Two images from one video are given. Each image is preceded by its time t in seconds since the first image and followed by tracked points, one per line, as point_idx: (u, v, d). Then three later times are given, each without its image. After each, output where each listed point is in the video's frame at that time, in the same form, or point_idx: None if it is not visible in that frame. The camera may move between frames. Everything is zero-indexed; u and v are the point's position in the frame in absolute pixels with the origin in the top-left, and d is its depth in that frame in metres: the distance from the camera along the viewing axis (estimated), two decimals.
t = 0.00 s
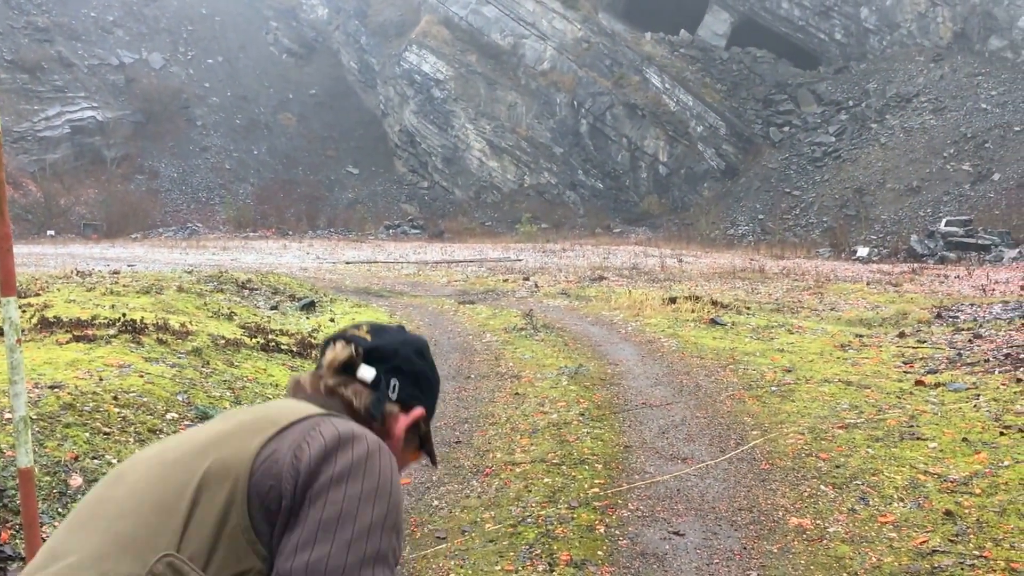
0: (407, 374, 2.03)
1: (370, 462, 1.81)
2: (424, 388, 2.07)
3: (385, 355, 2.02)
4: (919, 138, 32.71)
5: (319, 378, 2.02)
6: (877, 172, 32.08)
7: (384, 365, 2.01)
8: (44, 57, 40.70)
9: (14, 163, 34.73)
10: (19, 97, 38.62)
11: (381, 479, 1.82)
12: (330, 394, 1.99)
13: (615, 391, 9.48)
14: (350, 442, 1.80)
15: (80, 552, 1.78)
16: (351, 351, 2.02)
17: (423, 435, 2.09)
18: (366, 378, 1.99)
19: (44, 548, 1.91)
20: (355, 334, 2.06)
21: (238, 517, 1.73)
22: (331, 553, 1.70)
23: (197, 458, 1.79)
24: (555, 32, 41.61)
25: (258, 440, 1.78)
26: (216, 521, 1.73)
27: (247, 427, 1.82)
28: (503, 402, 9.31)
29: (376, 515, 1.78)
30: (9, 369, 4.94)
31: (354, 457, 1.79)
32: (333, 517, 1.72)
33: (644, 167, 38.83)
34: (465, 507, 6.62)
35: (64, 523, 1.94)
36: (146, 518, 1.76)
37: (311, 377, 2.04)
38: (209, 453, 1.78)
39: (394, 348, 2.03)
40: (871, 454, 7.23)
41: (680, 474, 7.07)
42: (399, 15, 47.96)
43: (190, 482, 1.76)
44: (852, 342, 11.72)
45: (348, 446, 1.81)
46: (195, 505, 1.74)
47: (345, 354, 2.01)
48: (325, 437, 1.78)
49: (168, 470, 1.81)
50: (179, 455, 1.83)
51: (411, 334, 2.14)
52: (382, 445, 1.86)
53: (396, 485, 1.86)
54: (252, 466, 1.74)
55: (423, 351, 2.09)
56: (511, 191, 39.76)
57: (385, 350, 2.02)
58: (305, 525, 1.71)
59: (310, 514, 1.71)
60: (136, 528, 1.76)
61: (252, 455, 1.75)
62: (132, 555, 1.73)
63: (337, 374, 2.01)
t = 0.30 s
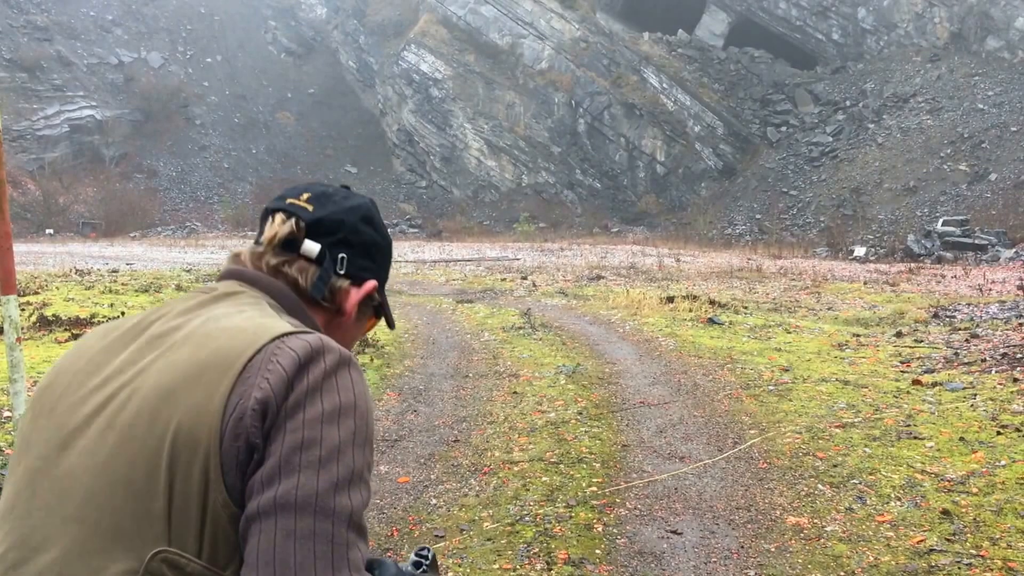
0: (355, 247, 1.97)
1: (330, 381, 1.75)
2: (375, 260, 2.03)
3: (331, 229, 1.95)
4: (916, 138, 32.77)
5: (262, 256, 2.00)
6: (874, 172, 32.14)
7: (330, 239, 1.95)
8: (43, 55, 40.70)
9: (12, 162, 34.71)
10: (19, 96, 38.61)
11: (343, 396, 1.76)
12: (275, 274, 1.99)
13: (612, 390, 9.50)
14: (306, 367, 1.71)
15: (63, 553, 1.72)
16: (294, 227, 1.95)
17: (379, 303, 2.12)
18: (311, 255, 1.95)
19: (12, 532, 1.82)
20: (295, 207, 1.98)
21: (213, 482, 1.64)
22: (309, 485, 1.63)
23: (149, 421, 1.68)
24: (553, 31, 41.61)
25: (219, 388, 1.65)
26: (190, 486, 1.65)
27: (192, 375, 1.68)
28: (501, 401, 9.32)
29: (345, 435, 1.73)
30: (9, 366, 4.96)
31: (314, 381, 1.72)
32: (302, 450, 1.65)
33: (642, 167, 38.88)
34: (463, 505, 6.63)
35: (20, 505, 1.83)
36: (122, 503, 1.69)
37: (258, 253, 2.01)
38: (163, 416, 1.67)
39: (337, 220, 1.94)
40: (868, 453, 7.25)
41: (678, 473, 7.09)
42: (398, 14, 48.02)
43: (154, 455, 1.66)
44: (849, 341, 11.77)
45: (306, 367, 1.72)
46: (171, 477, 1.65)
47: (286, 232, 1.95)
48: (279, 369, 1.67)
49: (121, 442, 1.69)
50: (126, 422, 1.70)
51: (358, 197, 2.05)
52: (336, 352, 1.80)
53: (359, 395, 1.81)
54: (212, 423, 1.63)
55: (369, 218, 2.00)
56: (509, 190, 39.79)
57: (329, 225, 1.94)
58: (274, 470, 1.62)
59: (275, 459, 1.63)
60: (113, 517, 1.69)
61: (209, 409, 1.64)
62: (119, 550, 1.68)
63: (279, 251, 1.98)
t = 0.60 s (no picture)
0: (314, 189, 2.04)
1: (298, 350, 1.76)
2: (337, 202, 2.10)
3: (286, 172, 2.01)
4: (914, 138, 32.81)
5: (218, 204, 2.06)
6: (872, 172, 32.17)
7: (287, 183, 2.01)
8: (43, 54, 40.69)
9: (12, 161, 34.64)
10: (18, 95, 38.55)
11: (312, 366, 1.78)
12: (235, 224, 2.05)
13: (611, 389, 9.52)
14: (272, 341, 1.72)
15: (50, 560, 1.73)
16: (248, 172, 2.03)
17: (345, 246, 2.18)
18: (267, 199, 2.00)
19: None
20: (249, 153, 2.04)
21: (192, 474, 1.67)
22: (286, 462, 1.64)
23: (121, 417, 1.67)
24: (552, 31, 41.63)
25: (189, 377, 1.65)
26: (174, 479, 1.66)
27: (159, 363, 1.68)
28: (500, 400, 9.33)
29: (317, 406, 1.75)
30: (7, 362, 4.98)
31: (282, 356, 1.72)
32: (277, 426, 1.66)
33: (641, 166, 38.86)
34: (462, 504, 6.63)
35: None
36: (105, 504, 1.70)
37: (213, 204, 2.07)
38: (135, 411, 1.66)
39: (293, 162, 2.00)
40: (867, 452, 7.26)
41: (677, 472, 7.09)
42: (397, 14, 48.04)
43: (131, 452, 1.67)
44: (848, 340, 11.78)
45: (273, 342, 1.73)
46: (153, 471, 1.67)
47: (240, 176, 2.02)
48: (246, 347, 1.67)
49: (95, 445, 1.69)
50: (100, 419, 1.69)
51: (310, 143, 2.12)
52: (302, 318, 1.81)
53: (329, 362, 1.83)
54: (186, 415, 1.64)
55: (326, 159, 2.06)
56: (508, 190, 39.76)
57: (284, 167, 2.01)
58: (249, 455, 1.63)
59: (251, 440, 1.64)
60: (99, 517, 1.70)
61: (179, 399, 1.64)
62: (113, 552, 1.69)
63: (235, 197, 2.04)
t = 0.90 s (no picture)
0: (259, 141, 1.94)
1: (257, 346, 1.71)
2: (289, 152, 1.97)
3: (227, 127, 1.94)
4: (913, 137, 32.87)
5: (162, 168, 2.00)
6: (872, 171, 32.19)
7: (228, 137, 1.93)
8: (42, 53, 40.61)
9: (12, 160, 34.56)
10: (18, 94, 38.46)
11: (274, 360, 1.72)
12: (184, 191, 1.98)
13: (610, 387, 9.55)
14: (229, 340, 1.67)
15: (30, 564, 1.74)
16: (188, 133, 1.99)
17: (307, 198, 2.05)
18: (207, 155, 1.93)
19: None
20: (192, 113, 2.01)
21: (160, 481, 1.68)
22: (248, 467, 1.61)
23: (85, 425, 1.66)
24: (552, 30, 41.63)
25: (148, 381, 1.63)
26: (145, 484, 1.67)
27: (116, 370, 1.65)
28: (500, 398, 9.34)
29: (283, 402, 1.71)
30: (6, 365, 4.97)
31: (240, 354, 1.67)
32: (238, 430, 1.63)
33: (640, 165, 38.88)
34: (461, 502, 6.65)
35: None
36: (76, 512, 1.71)
37: (160, 173, 2.02)
38: (97, 419, 1.65)
39: (233, 115, 1.93)
40: (865, 451, 7.28)
41: (676, 470, 7.11)
42: (397, 13, 48.03)
43: (96, 460, 1.67)
44: (847, 339, 11.81)
45: (229, 340, 1.68)
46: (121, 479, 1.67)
47: (180, 137, 1.98)
48: (201, 350, 1.64)
49: (62, 453, 1.69)
50: (66, 427, 1.68)
51: (258, 96, 2.03)
52: (262, 307, 1.75)
53: (293, 354, 1.77)
54: (147, 423, 1.64)
55: (271, 109, 1.96)
56: (508, 189, 39.73)
57: (223, 121, 1.94)
58: (213, 462, 1.61)
59: (215, 445, 1.62)
60: (75, 524, 1.72)
61: (140, 406, 1.63)
62: (91, 558, 1.71)
63: (179, 156, 1.99)
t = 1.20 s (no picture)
0: (257, 136, 1.92)
1: (251, 357, 1.70)
2: (289, 147, 1.95)
3: (225, 121, 1.94)
4: (913, 136, 32.90)
5: (161, 162, 2.02)
6: (871, 170, 32.20)
7: (225, 131, 1.93)
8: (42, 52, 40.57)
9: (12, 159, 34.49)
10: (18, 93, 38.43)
11: (269, 372, 1.72)
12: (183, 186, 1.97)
13: (609, 386, 9.55)
14: (221, 353, 1.67)
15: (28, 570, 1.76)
16: (189, 126, 1.99)
17: (308, 195, 2.03)
18: (203, 150, 1.93)
19: None
20: (193, 104, 2.02)
21: (154, 492, 1.69)
22: (241, 483, 1.61)
23: (79, 435, 1.67)
24: (552, 29, 41.61)
25: (143, 393, 1.64)
26: (138, 495, 1.69)
27: (109, 382, 1.66)
28: (500, 397, 9.36)
29: (278, 414, 1.70)
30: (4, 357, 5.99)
31: (234, 366, 1.67)
32: (232, 443, 1.63)
33: (640, 164, 38.84)
34: (461, 501, 6.67)
35: None
36: (72, 521, 1.72)
37: (160, 166, 2.03)
38: (91, 431, 1.66)
39: (232, 109, 1.93)
40: (864, 449, 7.30)
41: (675, 469, 7.14)
42: (397, 12, 48.02)
43: (91, 470, 1.68)
44: (846, 338, 11.81)
45: (220, 352, 1.67)
46: (114, 490, 1.68)
47: (179, 130, 1.99)
48: (191, 363, 1.64)
49: (58, 462, 1.70)
50: (61, 439, 1.70)
51: (259, 88, 2.01)
52: (257, 316, 1.75)
53: (288, 363, 1.77)
54: (141, 436, 1.65)
55: (270, 104, 1.95)
56: (508, 188, 39.66)
57: (223, 114, 1.93)
58: (207, 476, 1.62)
59: (208, 460, 1.62)
60: (72, 534, 1.74)
61: (134, 419, 1.65)
62: (88, 565, 1.73)
63: (178, 150, 2.00)
